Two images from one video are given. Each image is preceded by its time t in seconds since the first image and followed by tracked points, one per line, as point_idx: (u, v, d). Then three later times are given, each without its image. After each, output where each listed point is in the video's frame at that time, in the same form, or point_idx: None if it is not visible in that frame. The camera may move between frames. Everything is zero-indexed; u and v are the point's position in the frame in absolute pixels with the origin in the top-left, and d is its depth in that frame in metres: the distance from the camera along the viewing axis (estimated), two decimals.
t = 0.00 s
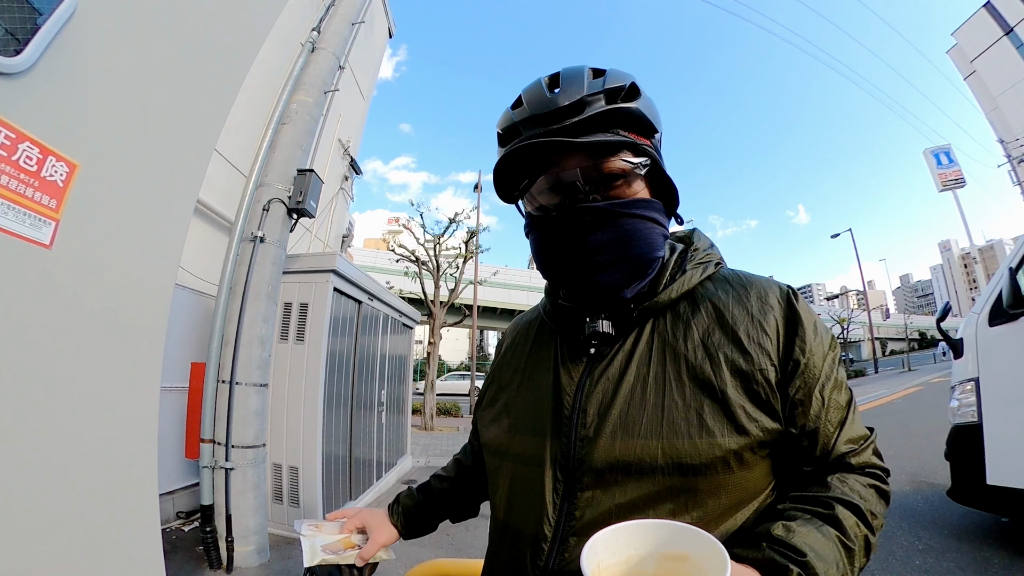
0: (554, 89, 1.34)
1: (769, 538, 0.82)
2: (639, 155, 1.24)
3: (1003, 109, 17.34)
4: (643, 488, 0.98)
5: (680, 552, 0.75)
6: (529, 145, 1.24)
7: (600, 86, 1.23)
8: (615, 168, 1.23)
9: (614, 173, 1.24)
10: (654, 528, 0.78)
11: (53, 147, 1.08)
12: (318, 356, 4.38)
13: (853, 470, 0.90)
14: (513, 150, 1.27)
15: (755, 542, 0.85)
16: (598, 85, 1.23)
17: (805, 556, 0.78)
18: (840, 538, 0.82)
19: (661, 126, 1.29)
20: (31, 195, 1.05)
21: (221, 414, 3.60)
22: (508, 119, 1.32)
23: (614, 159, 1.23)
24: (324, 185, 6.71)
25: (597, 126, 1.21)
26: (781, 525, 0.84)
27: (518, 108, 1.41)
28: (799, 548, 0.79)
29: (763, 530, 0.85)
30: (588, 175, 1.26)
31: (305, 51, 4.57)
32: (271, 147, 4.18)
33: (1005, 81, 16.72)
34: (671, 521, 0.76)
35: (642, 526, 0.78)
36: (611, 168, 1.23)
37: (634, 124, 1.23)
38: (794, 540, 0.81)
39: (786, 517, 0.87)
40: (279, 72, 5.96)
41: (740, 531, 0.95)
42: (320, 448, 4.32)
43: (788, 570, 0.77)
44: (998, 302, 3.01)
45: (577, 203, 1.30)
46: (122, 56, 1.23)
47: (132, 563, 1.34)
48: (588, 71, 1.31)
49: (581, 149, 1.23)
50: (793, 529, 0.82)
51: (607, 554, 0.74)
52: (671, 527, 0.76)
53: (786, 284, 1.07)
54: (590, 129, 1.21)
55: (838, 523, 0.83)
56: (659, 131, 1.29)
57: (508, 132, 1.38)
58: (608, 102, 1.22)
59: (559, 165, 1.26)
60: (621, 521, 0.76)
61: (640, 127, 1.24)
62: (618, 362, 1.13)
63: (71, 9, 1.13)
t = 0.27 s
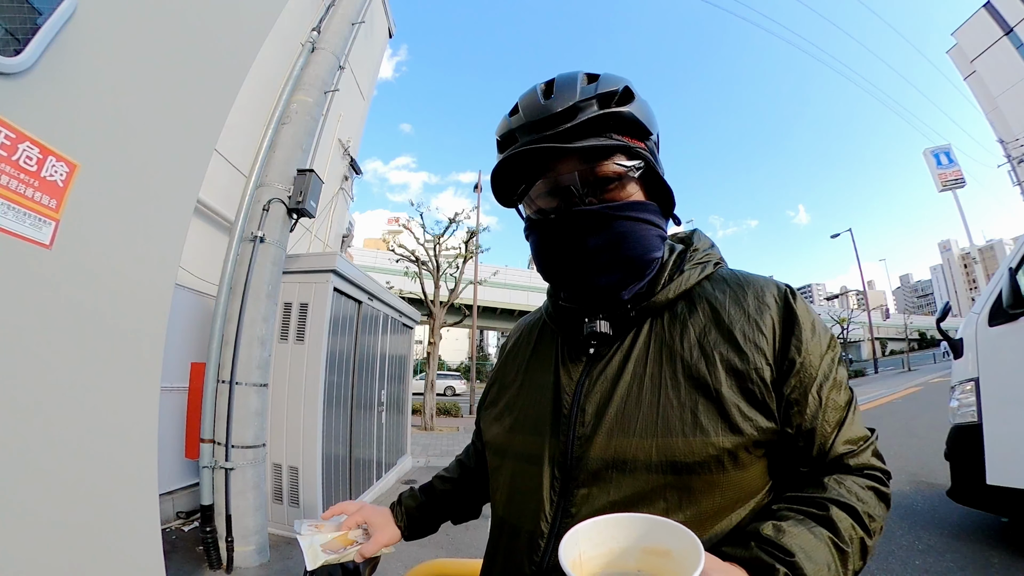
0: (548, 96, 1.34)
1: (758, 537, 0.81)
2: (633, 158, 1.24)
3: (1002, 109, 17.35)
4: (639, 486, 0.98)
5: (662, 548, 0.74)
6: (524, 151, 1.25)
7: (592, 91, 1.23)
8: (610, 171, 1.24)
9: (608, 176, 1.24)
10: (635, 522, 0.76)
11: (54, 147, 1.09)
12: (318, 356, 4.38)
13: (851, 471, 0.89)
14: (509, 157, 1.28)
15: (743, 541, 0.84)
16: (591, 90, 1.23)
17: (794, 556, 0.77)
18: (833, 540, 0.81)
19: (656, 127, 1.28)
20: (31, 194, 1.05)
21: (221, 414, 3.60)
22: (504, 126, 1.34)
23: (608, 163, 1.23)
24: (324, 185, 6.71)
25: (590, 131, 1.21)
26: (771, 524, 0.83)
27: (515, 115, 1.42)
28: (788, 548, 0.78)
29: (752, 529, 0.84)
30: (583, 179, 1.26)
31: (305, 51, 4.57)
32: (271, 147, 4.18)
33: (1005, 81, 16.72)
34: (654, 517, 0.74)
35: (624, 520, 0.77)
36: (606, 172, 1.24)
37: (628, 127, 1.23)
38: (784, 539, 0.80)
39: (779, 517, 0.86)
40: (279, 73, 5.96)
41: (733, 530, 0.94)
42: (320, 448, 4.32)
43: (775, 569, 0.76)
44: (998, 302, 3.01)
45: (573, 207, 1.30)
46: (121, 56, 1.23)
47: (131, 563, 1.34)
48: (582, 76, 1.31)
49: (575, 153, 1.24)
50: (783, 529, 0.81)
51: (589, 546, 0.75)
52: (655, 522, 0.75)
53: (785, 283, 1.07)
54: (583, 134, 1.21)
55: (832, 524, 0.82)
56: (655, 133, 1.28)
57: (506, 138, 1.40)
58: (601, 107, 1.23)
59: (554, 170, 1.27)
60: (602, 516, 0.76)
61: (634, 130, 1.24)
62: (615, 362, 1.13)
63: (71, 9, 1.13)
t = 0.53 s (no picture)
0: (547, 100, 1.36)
1: (755, 531, 0.82)
2: (631, 161, 1.24)
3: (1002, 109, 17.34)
4: (635, 486, 0.98)
5: (656, 535, 0.74)
6: (521, 156, 1.25)
7: (589, 96, 1.22)
8: (607, 175, 1.23)
9: (606, 180, 1.23)
10: (630, 510, 0.76)
11: (54, 147, 1.09)
12: (318, 356, 4.38)
13: (849, 470, 0.89)
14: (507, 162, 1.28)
15: (740, 535, 0.84)
16: (588, 94, 1.23)
17: (790, 550, 0.78)
18: (830, 536, 0.81)
19: (653, 130, 1.28)
20: (31, 194, 1.05)
21: (221, 413, 3.61)
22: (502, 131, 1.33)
23: (605, 167, 1.22)
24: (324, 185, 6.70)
25: (587, 135, 1.21)
26: (768, 518, 0.83)
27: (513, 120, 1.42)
28: (785, 542, 0.79)
29: (749, 524, 0.85)
30: (581, 182, 1.25)
31: (305, 51, 4.57)
32: (271, 147, 4.18)
33: (1005, 81, 16.72)
34: (646, 504, 0.74)
35: (618, 509, 0.77)
36: (604, 175, 1.23)
37: (625, 131, 1.23)
38: (780, 534, 0.80)
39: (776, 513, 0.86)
40: (279, 73, 5.96)
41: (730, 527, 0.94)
42: (320, 448, 4.32)
43: (772, 562, 0.77)
44: (998, 302, 3.01)
45: (572, 210, 1.29)
46: (122, 56, 1.23)
47: (131, 564, 1.34)
48: (579, 81, 1.31)
49: (573, 157, 1.23)
50: (780, 524, 0.82)
51: (581, 534, 0.76)
52: (646, 511, 0.75)
53: (782, 283, 1.07)
54: (581, 138, 1.21)
55: (830, 521, 0.82)
56: (652, 136, 1.28)
57: (504, 143, 1.40)
58: (598, 111, 1.22)
59: (553, 174, 1.26)
60: (594, 504, 0.76)
61: (631, 133, 1.24)
62: (612, 361, 1.13)
63: (72, 9, 1.13)
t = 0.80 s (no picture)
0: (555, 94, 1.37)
1: (763, 509, 0.82)
2: (640, 156, 1.25)
3: (1003, 109, 17.34)
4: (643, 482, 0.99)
5: (660, 494, 0.73)
6: (531, 150, 1.25)
7: (598, 91, 1.23)
8: (616, 170, 1.23)
9: (615, 175, 1.24)
10: (630, 465, 0.77)
11: (54, 147, 1.09)
12: (318, 355, 4.38)
13: (856, 467, 0.90)
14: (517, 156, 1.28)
15: (746, 513, 0.85)
16: (597, 90, 1.24)
17: (799, 527, 0.78)
18: (841, 523, 0.81)
19: (661, 126, 1.29)
20: (31, 194, 1.05)
21: (221, 413, 3.61)
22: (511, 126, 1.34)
23: (615, 162, 1.23)
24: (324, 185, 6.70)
25: (596, 130, 1.22)
26: (776, 498, 0.84)
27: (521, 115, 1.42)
28: (794, 519, 0.79)
29: (757, 502, 0.85)
30: (591, 177, 1.25)
31: (305, 51, 4.57)
32: (271, 147, 4.18)
33: (1005, 81, 16.71)
34: (650, 460, 0.74)
35: (618, 462, 0.77)
36: (613, 170, 1.23)
37: (634, 127, 1.24)
38: (789, 511, 0.80)
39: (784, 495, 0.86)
40: (279, 72, 5.96)
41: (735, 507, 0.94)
42: (320, 448, 4.32)
43: (780, 537, 0.77)
44: (998, 302, 3.01)
45: (581, 206, 1.29)
46: (121, 56, 1.23)
47: (131, 564, 1.34)
48: (587, 77, 1.32)
49: (582, 151, 1.24)
50: (789, 503, 0.82)
51: (578, 485, 0.75)
52: (648, 465, 0.75)
53: (788, 279, 1.08)
54: (590, 133, 1.21)
55: (839, 509, 0.82)
56: (660, 133, 1.29)
57: (511, 139, 1.40)
58: (608, 106, 1.23)
59: (563, 169, 1.26)
60: (594, 454, 0.76)
61: (640, 129, 1.25)
62: (618, 358, 1.14)
63: (72, 9, 1.13)
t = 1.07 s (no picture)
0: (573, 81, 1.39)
1: (793, 511, 0.82)
2: (664, 144, 1.24)
3: (1002, 109, 17.34)
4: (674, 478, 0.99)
5: (680, 492, 0.72)
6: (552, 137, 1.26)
7: (620, 76, 1.23)
8: (641, 158, 1.23)
9: (639, 163, 1.24)
10: (641, 461, 0.76)
11: (53, 147, 1.09)
12: (318, 355, 4.38)
13: (891, 468, 0.87)
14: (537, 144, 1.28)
15: (774, 515, 0.84)
16: (619, 75, 1.24)
17: (831, 529, 0.77)
18: (875, 528, 0.79)
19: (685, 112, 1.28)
20: (31, 194, 1.05)
21: (221, 413, 3.60)
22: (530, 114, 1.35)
23: (638, 149, 1.22)
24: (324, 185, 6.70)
25: (620, 116, 1.21)
26: (806, 500, 0.83)
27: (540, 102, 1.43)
28: (824, 522, 0.78)
29: (787, 504, 0.85)
30: (613, 166, 1.25)
31: (305, 51, 4.57)
32: (271, 147, 4.18)
33: (1005, 81, 16.71)
34: (666, 455, 0.74)
35: (637, 458, 0.77)
36: (637, 158, 1.23)
37: (658, 113, 1.23)
38: (819, 514, 0.80)
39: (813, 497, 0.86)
40: (279, 73, 5.96)
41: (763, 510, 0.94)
42: (320, 448, 4.32)
43: (809, 540, 0.76)
44: (998, 302, 3.01)
45: (605, 196, 1.29)
46: (120, 55, 1.22)
47: (131, 564, 1.34)
48: (608, 62, 1.32)
49: (604, 139, 1.23)
50: (819, 506, 0.81)
51: (595, 481, 0.75)
52: (669, 461, 0.74)
53: (818, 273, 1.08)
54: (614, 120, 1.21)
55: (873, 513, 0.80)
56: (684, 119, 1.28)
57: (529, 127, 1.41)
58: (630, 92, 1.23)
59: (585, 157, 1.26)
60: (611, 450, 0.76)
61: (664, 115, 1.24)
62: (645, 354, 1.14)
63: (72, 9, 1.13)
